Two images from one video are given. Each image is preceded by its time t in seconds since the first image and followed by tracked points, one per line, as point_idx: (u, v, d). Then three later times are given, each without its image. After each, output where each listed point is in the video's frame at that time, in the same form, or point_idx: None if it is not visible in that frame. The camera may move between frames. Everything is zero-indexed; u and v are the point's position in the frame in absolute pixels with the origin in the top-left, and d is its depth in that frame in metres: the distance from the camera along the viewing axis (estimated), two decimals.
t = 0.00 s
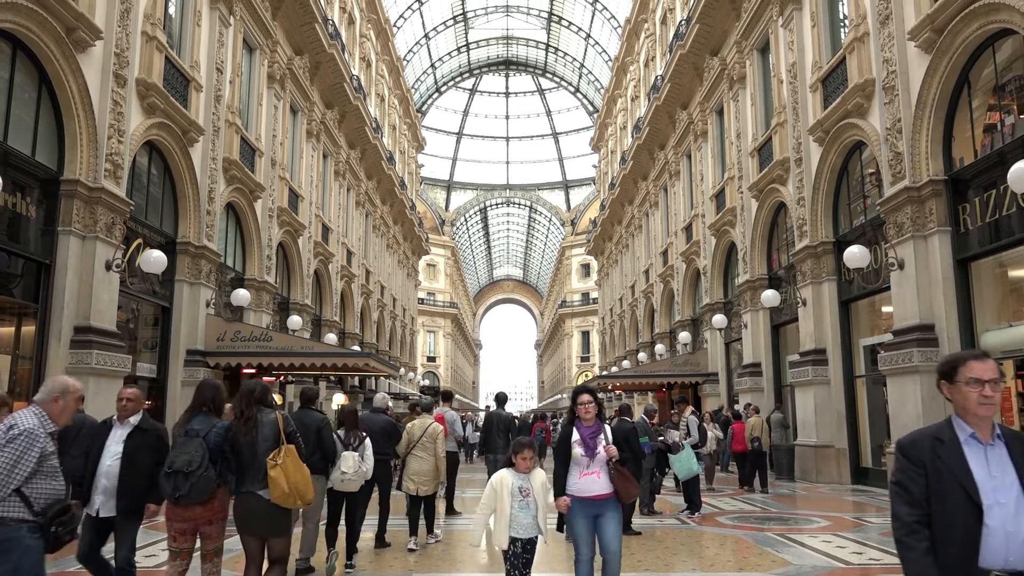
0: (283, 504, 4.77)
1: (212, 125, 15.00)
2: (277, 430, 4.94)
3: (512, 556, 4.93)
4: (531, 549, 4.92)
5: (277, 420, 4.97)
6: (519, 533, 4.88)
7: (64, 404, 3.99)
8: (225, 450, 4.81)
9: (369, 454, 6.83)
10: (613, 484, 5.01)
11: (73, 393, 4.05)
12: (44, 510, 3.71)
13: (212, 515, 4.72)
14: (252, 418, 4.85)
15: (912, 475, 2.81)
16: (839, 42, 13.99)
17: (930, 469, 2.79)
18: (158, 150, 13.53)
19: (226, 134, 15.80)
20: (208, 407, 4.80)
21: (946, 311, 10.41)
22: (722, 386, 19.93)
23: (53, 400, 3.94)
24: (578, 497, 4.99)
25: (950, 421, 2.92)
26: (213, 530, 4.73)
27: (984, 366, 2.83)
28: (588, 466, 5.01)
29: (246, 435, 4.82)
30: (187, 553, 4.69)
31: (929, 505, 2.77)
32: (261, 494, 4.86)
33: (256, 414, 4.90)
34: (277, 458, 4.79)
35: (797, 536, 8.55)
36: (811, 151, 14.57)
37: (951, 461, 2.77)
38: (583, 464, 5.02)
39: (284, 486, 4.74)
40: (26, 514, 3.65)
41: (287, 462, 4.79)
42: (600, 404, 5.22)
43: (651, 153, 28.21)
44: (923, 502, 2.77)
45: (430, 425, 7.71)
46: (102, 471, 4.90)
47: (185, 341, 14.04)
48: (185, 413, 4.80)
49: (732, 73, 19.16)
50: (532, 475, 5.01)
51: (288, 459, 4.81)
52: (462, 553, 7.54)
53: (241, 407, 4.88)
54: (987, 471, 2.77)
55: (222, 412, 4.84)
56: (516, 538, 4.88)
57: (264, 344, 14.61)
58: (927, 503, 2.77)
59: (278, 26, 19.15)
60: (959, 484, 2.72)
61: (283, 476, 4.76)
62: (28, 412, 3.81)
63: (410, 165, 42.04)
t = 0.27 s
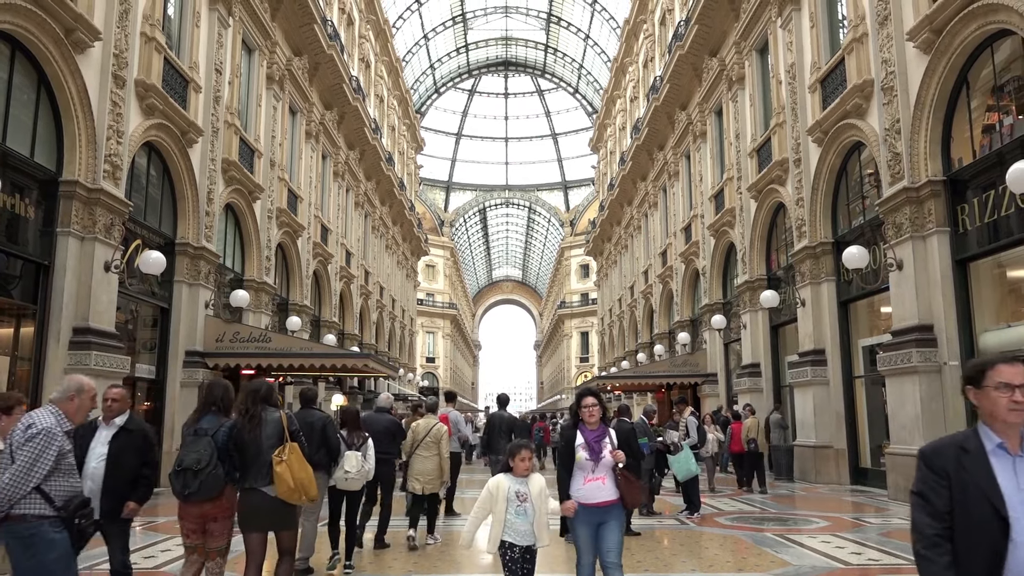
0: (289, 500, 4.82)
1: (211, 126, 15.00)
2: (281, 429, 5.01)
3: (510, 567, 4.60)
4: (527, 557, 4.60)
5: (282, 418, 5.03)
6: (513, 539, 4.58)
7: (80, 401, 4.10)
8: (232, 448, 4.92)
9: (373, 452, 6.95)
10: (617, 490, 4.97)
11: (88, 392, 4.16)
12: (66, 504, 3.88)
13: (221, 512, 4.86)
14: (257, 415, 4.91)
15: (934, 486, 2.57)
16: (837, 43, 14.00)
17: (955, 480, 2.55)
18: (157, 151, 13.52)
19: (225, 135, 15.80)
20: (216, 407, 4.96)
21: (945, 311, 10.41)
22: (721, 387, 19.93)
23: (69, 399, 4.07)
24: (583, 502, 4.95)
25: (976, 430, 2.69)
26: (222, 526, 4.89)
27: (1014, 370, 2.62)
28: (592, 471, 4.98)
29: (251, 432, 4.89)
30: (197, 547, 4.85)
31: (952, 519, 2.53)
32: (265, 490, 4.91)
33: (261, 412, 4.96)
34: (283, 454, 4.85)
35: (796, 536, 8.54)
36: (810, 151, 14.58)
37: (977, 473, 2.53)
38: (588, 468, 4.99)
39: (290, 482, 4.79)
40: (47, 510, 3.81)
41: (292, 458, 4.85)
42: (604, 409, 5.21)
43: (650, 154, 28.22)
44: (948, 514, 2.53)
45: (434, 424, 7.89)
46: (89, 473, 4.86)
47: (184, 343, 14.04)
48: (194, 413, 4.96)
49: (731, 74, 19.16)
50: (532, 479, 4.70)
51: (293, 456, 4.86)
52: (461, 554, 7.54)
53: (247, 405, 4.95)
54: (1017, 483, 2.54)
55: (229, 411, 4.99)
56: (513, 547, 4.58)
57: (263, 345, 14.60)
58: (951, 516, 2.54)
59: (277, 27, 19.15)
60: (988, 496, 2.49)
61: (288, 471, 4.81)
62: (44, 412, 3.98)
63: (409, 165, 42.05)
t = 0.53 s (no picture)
0: (291, 500, 4.91)
1: (210, 127, 15.00)
2: (287, 430, 5.08)
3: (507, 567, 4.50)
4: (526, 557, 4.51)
5: (288, 421, 5.12)
6: (511, 539, 4.49)
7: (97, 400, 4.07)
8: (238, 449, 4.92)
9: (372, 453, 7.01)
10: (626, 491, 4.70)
11: (104, 390, 4.12)
12: (84, 502, 3.92)
13: (224, 512, 4.87)
14: (264, 417, 4.97)
15: (962, 483, 2.50)
16: (836, 44, 14.00)
17: (985, 477, 2.46)
18: (156, 151, 13.52)
19: (224, 136, 15.79)
20: (224, 407, 4.90)
21: (944, 312, 10.41)
22: (720, 387, 19.93)
23: (85, 398, 4.03)
24: (591, 504, 4.65)
25: (1010, 426, 2.58)
26: (225, 525, 4.91)
27: None
28: (601, 472, 4.68)
29: (258, 433, 4.93)
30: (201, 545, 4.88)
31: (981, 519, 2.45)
32: (271, 490, 4.98)
33: (268, 414, 5.03)
34: (286, 456, 4.91)
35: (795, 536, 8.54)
36: (809, 152, 14.59)
37: (1010, 469, 2.43)
38: (596, 470, 4.68)
39: (292, 482, 4.87)
40: (66, 507, 3.86)
41: (296, 460, 4.92)
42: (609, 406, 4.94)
43: (649, 155, 28.23)
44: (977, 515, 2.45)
45: (437, 424, 8.08)
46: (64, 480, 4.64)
47: (183, 343, 14.03)
48: (202, 411, 4.91)
49: (730, 74, 19.16)
50: (531, 478, 4.64)
51: (296, 457, 4.93)
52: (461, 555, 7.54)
53: (254, 407, 5.00)
54: None
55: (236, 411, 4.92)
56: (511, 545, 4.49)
57: (262, 345, 14.59)
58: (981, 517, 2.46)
59: (276, 28, 19.14)
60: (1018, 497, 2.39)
61: (290, 472, 4.88)
62: (62, 410, 3.99)
63: (408, 166, 42.05)
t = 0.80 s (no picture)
0: (297, 503, 4.94)
1: (210, 127, 15.00)
2: (294, 434, 5.08)
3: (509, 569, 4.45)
4: (529, 558, 4.47)
5: (295, 424, 5.12)
6: (511, 541, 4.45)
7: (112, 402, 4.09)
8: (246, 450, 4.97)
9: (373, 454, 7.03)
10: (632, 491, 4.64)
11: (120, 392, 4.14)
12: (100, 503, 3.92)
13: (228, 511, 4.88)
14: (270, 421, 4.96)
15: (983, 481, 2.24)
16: (836, 44, 14.01)
17: (1010, 475, 2.20)
18: (156, 152, 13.52)
19: (224, 136, 15.80)
20: (229, 408, 4.95)
21: (944, 312, 10.42)
22: (720, 388, 19.93)
23: (102, 400, 4.04)
24: (595, 505, 4.62)
25: None
26: (228, 524, 4.90)
27: None
28: (605, 472, 4.64)
29: (265, 437, 4.95)
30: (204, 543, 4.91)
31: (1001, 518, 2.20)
32: (278, 493, 5.01)
33: (274, 417, 5.02)
34: (293, 460, 4.94)
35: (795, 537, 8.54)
36: (809, 152, 14.59)
37: None
38: (602, 470, 4.65)
39: (297, 486, 4.90)
40: (83, 508, 3.85)
41: (301, 464, 4.94)
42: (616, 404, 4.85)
43: (649, 155, 28.24)
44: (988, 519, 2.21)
45: (440, 424, 8.14)
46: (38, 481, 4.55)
47: (183, 343, 14.02)
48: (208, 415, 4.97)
49: (730, 75, 19.16)
50: (532, 479, 4.58)
51: (302, 461, 4.95)
52: (460, 555, 7.54)
53: (262, 410, 4.99)
54: None
55: (243, 413, 5.00)
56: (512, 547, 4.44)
57: (262, 345, 14.60)
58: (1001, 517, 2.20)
59: (276, 28, 19.14)
60: None
61: (296, 476, 4.91)
62: (78, 411, 3.96)
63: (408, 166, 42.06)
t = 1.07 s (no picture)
0: (308, 502, 5.06)
1: (210, 127, 15.00)
2: (302, 434, 5.24)
3: None
4: (533, 568, 4.27)
5: (303, 426, 5.28)
6: (516, 550, 4.24)
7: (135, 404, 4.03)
8: (254, 451, 5.10)
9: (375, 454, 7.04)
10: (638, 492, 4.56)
11: (141, 394, 4.10)
12: (124, 505, 3.90)
13: (233, 509, 4.89)
14: (280, 421, 5.16)
15: (1012, 490, 2.16)
16: (837, 45, 14.01)
17: None
18: (156, 152, 13.52)
19: (224, 136, 15.80)
20: (234, 409, 4.97)
21: (945, 314, 10.41)
22: (721, 388, 19.94)
23: (123, 402, 4.00)
24: (601, 506, 4.53)
25: None
26: (233, 522, 4.92)
27: None
28: (611, 473, 4.58)
29: (274, 437, 5.11)
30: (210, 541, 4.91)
31: None
32: (287, 492, 5.12)
33: (284, 418, 5.21)
34: (302, 459, 5.08)
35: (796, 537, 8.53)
36: (810, 153, 14.59)
37: None
38: (607, 470, 4.59)
39: (308, 486, 5.02)
40: (108, 510, 3.82)
41: (312, 465, 5.08)
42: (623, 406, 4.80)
43: (649, 155, 28.25)
44: (1005, 526, 2.15)
45: (442, 424, 8.12)
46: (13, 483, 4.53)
47: (184, 343, 14.03)
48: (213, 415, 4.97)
49: (731, 75, 19.17)
50: (537, 484, 4.41)
51: (312, 461, 5.10)
52: (460, 555, 7.54)
53: (271, 411, 5.21)
54: None
55: (246, 414, 4.99)
56: (516, 555, 4.24)
57: (262, 345, 14.61)
58: None
59: (276, 28, 19.15)
60: None
61: (307, 476, 5.05)
62: (100, 413, 3.93)
63: (409, 166, 42.05)
